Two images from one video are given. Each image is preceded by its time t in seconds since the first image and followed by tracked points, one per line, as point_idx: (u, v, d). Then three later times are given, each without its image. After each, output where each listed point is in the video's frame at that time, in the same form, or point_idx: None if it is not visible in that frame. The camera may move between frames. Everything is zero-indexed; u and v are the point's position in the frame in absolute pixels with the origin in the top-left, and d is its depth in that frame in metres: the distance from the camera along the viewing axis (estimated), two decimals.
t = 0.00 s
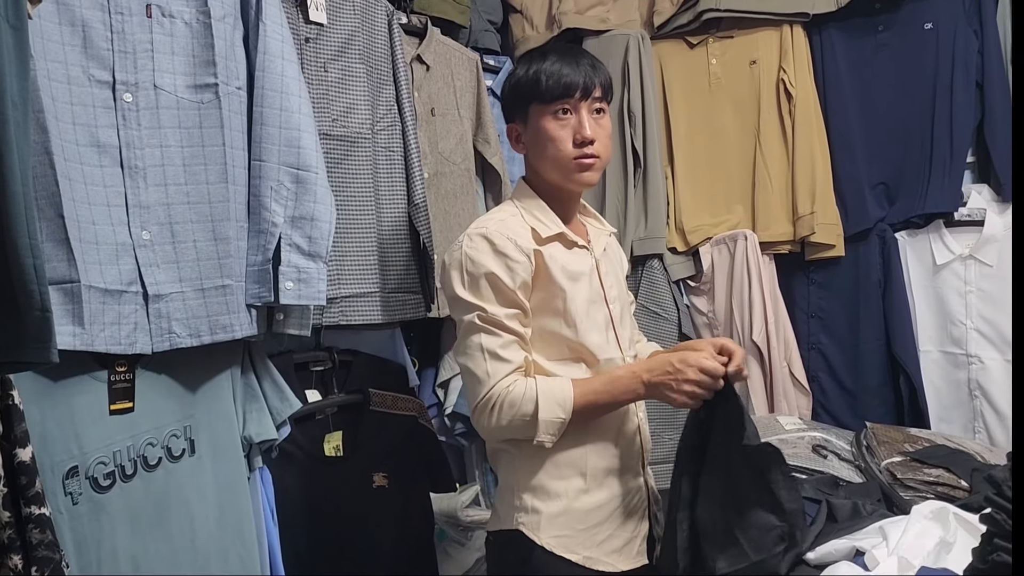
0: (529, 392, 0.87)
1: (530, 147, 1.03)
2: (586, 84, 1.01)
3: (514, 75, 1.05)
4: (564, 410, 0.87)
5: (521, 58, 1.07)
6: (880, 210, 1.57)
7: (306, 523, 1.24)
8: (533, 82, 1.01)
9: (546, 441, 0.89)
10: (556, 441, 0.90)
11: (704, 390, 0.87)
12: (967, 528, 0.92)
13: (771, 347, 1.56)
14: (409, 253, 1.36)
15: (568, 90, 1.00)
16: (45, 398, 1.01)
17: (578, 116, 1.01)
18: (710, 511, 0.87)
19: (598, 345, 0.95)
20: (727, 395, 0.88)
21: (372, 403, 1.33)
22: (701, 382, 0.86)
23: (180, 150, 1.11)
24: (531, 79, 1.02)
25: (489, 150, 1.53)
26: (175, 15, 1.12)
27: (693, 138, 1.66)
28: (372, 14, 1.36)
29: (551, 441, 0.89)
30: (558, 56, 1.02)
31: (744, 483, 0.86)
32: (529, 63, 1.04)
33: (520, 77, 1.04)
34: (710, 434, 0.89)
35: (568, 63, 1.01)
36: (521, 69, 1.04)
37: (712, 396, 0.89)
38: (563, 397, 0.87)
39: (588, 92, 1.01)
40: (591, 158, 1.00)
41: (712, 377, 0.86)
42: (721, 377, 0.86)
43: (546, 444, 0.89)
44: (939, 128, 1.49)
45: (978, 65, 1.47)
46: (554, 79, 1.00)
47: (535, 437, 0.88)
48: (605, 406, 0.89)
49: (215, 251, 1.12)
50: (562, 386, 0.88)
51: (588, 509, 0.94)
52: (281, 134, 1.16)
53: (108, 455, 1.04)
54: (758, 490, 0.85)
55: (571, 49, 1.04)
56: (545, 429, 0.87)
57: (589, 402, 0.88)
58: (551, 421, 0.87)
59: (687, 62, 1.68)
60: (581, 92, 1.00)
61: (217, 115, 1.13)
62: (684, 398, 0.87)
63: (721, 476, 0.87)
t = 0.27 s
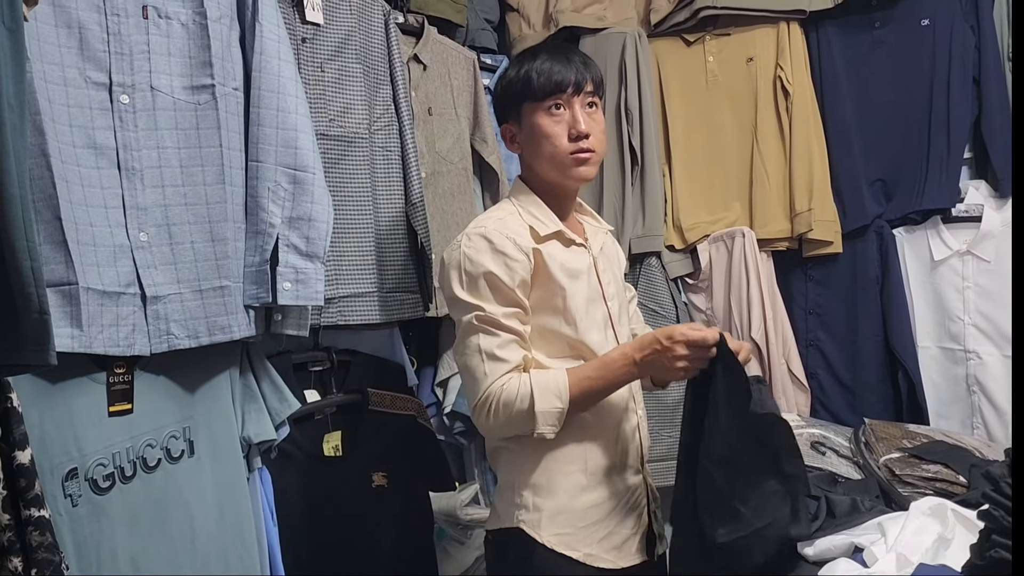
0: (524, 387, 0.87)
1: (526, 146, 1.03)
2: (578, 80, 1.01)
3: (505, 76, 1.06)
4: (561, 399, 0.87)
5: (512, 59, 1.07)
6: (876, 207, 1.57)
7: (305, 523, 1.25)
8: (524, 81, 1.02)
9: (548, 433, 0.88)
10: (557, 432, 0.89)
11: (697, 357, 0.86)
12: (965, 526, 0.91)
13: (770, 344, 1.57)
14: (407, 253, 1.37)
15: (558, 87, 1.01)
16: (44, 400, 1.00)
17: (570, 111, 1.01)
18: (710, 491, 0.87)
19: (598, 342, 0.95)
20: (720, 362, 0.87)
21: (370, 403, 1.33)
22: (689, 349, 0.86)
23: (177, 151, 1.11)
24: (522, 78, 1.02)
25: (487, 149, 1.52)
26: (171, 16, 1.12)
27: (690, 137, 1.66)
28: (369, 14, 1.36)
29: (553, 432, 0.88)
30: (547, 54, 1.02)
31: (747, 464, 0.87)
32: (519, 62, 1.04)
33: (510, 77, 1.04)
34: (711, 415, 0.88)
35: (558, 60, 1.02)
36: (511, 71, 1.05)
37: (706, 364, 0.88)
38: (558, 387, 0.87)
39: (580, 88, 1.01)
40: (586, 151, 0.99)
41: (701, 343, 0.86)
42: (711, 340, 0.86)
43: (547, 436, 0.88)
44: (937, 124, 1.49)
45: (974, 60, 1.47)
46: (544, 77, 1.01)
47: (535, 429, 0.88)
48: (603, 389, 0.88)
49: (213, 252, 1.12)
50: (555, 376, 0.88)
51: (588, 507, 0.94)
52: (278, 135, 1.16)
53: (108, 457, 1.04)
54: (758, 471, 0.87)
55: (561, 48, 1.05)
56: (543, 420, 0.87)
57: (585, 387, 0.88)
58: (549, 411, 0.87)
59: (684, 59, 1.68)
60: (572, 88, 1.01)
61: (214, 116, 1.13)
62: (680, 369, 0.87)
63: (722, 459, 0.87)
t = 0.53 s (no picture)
0: (517, 384, 0.87)
1: (521, 143, 1.03)
2: (573, 77, 1.01)
3: (502, 76, 1.06)
4: (555, 394, 0.87)
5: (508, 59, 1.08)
6: (876, 204, 1.57)
7: (305, 525, 1.23)
8: (520, 79, 1.02)
9: (543, 430, 0.88)
10: (553, 428, 0.88)
11: (686, 341, 0.87)
12: (967, 521, 0.92)
13: (770, 341, 1.56)
14: (406, 252, 1.37)
15: (552, 84, 1.00)
16: (44, 401, 1.01)
17: (564, 108, 1.00)
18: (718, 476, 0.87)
19: (593, 341, 0.95)
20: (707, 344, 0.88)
21: (370, 402, 1.33)
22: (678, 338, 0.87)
23: (176, 151, 1.11)
24: (518, 76, 1.02)
25: (486, 148, 1.52)
26: (169, 16, 1.12)
27: (689, 134, 1.65)
28: (367, 13, 1.36)
29: (548, 428, 0.88)
30: (543, 53, 1.03)
31: (749, 450, 0.88)
32: (516, 62, 1.05)
33: (506, 76, 1.05)
34: (715, 403, 0.87)
35: (553, 59, 1.03)
36: (508, 69, 1.05)
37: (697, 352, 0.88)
38: (551, 382, 0.87)
39: (575, 85, 1.01)
40: (580, 148, 0.99)
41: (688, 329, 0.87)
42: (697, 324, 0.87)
43: (543, 432, 0.88)
44: (935, 120, 1.49)
45: (973, 57, 1.47)
46: (539, 74, 1.01)
47: (530, 426, 0.87)
48: (597, 381, 0.88)
49: (212, 252, 1.11)
50: (548, 372, 0.87)
51: (586, 505, 0.94)
52: (277, 135, 1.16)
53: (108, 458, 1.04)
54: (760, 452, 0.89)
55: (557, 46, 1.06)
56: (537, 416, 0.86)
57: (578, 380, 0.87)
58: (543, 408, 0.87)
59: (683, 56, 1.68)
60: (567, 85, 1.01)
61: (213, 116, 1.13)
62: (671, 354, 0.87)
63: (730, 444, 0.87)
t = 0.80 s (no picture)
0: (512, 386, 0.87)
1: (521, 140, 1.03)
2: (574, 75, 1.01)
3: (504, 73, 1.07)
4: (548, 397, 0.87)
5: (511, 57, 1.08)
6: (876, 201, 1.57)
7: (307, 524, 1.24)
8: (520, 76, 1.02)
9: (535, 431, 0.88)
10: (545, 429, 0.89)
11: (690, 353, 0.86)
12: (969, 520, 0.91)
13: (769, 339, 1.57)
14: (407, 252, 1.37)
15: (552, 82, 1.01)
16: (46, 403, 1.01)
17: (564, 105, 1.01)
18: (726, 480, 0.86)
19: (589, 340, 0.95)
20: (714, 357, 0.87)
21: (371, 403, 1.33)
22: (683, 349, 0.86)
23: (176, 152, 1.11)
24: (518, 74, 1.03)
25: (486, 147, 1.52)
26: (169, 17, 1.12)
27: (689, 132, 1.67)
28: (366, 13, 1.36)
29: (541, 430, 0.88)
30: (544, 51, 1.04)
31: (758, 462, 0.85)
32: (518, 59, 1.05)
33: (507, 73, 1.05)
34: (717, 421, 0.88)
35: (554, 56, 1.03)
36: (510, 67, 1.05)
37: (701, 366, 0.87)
38: (545, 386, 0.87)
39: (575, 83, 1.01)
40: (577, 146, 0.99)
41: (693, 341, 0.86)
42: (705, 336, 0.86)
43: (533, 434, 0.88)
44: (935, 118, 1.49)
45: (973, 54, 1.47)
46: (539, 72, 1.01)
47: (522, 428, 0.88)
48: (594, 386, 0.88)
49: (213, 252, 1.12)
50: (543, 374, 0.87)
51: (584, 504, 0.94)
52: (277, 135, 1.16)
53: (110, 458, 1.05)
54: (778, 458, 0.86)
55: (558, 45, 1.05)
56: (530, 418, 0.87)
57: (573, 385, 0.87)
58: (536, 409, 0.87)
59: (683, 55, 1.68)
60: (567, 83, 1.01)
61: (213, 117, 1.13)
62: (674, 366, 0.86)
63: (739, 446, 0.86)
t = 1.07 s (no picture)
0: (498, 386, 0.87)
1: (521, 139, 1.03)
2: (575, 74, 1.01)
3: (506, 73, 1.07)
4: (532, 402, 0.87)
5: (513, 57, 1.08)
6: (876, 200, 1.57)
7: (308, 522, 1.26)
8: (521, 74, 1.03)
9: (515, 434, 0.88)
10: (524, 433, 0.89)
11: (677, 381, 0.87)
12: (968, 516, 0.92)
13: (770, 337, 1.56)
14: (406, 252, 1.36)
15: (553, 81, 1.01)
16: (47, 405, 1.01)
17: (566, 104, 1.01)
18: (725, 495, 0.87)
19: (587, 340, 0.95)
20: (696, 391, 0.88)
21: (371, 403, 1.31)
22: (674, 372, 0.86)
23: (175, 153, 1.11)
24: (520, 73, 1.03)
25: (485, 147, 1.52)
26: (167, 18, 1.12)
27: (688, 131, 1.67)
28: (365, 13, 1.35)
29: (520, 433, 0.89)
30: (546, 50, 1.04)
31: (732, 475, 0.87)
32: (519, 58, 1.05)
33: (509, 73, 1.05)
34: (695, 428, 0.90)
35: (556, 55, 1.03)
36: (512, 66, 1.06)
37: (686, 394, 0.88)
38: (531, 390, 0.87)
39: (576, 82, 1.01)
40: (577, 143, 0.99)
41: (683, 372, 0.86)
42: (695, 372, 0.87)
43: (514, 436, 0.88)
44: (935, 116, 1.48)
45: (972, 52, 1.47)
46: (540, 71, 1.01)
47: (503, 429, 0.88)
48: (572, 395, 0.88)
49: (212, 253, 1.12)
50: (530, 378, 0.88)
51: (583, 504, 0.94)
52: (276, 135, 1.16)
53: (110, 460, 1.05)
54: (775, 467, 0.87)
55: (560, 45, 1.06)
56: (513, 420, 0.87)
57: (555, 394, 0.87)
58: (519, 412, 0.87)
59: (682, 54, 1.68)
60: (568, 82, 1.01)
61: (212, 117, 1.13)
62: (656, 389, 0.86)
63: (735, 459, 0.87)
